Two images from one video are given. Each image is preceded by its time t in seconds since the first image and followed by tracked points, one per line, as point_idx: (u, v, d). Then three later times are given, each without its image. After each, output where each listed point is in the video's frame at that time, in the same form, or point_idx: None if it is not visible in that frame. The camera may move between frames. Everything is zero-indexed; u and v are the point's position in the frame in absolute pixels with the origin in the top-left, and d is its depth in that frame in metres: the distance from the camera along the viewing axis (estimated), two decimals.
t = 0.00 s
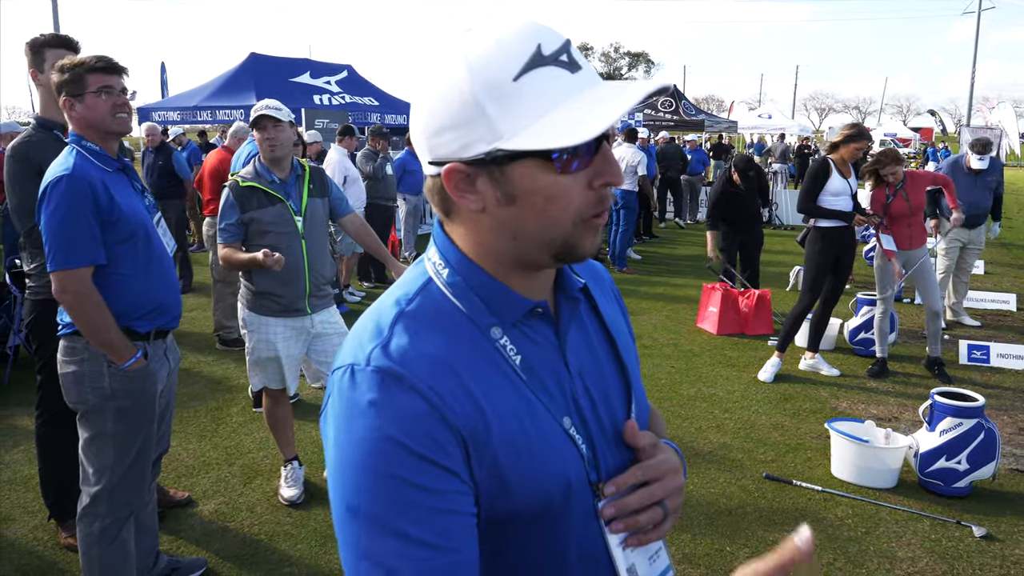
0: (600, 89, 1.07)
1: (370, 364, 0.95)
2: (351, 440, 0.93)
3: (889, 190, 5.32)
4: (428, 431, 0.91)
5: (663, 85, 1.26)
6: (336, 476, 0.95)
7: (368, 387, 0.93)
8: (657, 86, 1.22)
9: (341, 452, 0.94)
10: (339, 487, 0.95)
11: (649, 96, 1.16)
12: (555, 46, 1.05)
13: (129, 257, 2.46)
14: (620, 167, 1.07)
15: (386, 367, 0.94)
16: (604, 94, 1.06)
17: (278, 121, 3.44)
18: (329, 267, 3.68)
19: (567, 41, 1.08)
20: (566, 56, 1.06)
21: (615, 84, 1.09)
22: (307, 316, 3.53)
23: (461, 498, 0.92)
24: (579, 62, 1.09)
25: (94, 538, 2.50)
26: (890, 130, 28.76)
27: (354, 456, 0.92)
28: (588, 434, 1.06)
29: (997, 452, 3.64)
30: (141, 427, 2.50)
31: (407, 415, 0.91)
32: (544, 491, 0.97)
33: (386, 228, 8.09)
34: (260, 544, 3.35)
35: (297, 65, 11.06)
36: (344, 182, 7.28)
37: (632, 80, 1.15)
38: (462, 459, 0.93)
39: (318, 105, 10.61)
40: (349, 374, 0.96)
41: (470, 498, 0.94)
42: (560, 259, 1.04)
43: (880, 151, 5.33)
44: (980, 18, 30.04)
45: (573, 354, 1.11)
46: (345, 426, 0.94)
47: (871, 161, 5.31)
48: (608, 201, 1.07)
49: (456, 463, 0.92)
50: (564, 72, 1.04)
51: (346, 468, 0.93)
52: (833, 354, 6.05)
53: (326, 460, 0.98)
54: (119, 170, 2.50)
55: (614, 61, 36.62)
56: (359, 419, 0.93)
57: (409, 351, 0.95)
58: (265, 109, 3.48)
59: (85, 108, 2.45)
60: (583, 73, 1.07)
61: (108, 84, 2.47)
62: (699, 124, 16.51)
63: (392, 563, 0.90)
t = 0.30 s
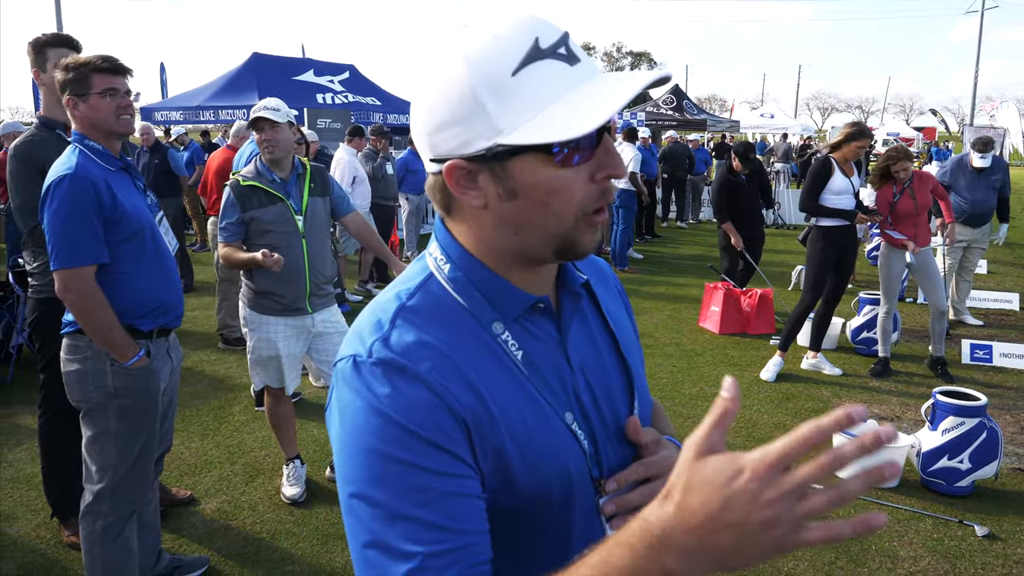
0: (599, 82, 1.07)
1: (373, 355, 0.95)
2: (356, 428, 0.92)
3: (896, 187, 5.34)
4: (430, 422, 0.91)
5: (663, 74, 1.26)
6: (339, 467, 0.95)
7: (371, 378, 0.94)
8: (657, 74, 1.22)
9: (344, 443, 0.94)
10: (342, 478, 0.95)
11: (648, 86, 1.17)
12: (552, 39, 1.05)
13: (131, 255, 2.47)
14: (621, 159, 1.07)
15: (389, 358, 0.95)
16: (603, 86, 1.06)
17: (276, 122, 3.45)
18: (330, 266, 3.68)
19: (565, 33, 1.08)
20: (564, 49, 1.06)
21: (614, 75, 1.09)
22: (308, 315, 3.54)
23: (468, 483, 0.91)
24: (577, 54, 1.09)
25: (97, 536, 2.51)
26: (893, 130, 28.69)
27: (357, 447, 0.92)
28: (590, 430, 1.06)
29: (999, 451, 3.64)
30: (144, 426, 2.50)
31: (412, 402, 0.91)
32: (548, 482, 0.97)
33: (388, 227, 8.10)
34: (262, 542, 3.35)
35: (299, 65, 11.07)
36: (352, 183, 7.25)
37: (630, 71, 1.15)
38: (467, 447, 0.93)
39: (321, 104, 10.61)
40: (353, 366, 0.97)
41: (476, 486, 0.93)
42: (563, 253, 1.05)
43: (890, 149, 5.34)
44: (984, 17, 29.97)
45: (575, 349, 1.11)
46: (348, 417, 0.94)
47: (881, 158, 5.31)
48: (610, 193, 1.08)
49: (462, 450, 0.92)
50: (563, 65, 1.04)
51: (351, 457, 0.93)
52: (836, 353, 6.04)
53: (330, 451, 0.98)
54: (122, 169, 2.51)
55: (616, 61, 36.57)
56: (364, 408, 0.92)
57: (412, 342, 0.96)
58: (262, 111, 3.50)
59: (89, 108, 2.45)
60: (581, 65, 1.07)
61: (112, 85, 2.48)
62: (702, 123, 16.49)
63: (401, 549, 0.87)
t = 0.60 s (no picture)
0: (608, 89, 1.07)
1: (373, 352, 0.96)
2: (356, 426, 0.93)
3: (900, 184, 5.40)
4: (432, 417, 0.92)
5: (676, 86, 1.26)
6: (341, 462, 0.96)
7: (372, 373, 0.94)
8: (672, 88, 1.21)
9: (346, 438, 0.95)
10: (344, 473, 0.95)
11: (659, 97, 1.16)
12: (565, 43, 1.05)
13: (134, 254, 2.47)
14: (627, 166, 1.08)
15: (389, 354, 0.95)
16: (613, 93, 1.06)
17: (277, 122, 3.44)
18: (331, 266, 3.69)
19: (578, 38, 1.09)
20: (576, 54, 1.06)
21: (623, 83, 1.10)
22: (310, 314, 3.55)
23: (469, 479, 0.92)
24: (589, 60, 1.09)
25: (100, 533, 2.51)
26: (895, 130, 28.64)
27: (359, 442, 0.93)
28: (590, 423, 1.07)
29: (1001, 451, 3.64)
30: (147, 424, 2.51)
31: (412, 400, 0.92)
32: (547, 479, 0.97)
33: (389, 227, 8.11)
34: (264, 541, 3.36)
35: (302, 65, 11.09)
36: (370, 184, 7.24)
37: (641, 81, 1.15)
38: (466, 445, 0.94)
39: (323, 104, 10.63)
40: (353, 363, 0.97)
41: (475, 483, 0.94)
42: (565, 255, 1.05)
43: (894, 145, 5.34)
44: (986, 16, 29.94)
45: (575, 344, 1.11)
46: (350, 413, 0.95)
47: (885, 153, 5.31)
48: (613, 199, 1.08)
49: (461, 448, 0.93)
50: (574, 70, 1.05)
51: (351, 455, 0.94)
52: (838, 353, 6.04)
53: (332, 446, 0.98)
54: (124, 167, 2.52)
55: (619, 61, 36.54)
56: (364, 406, 0.93)
57: (412, 339, 0.96)
58: (264, 109, 3.47)
59: (95, 109, 2.46)
60: (592, 71, 1.07)
61: (121, 90, 2.50)
62: (704, 123, 16.47)
63: (400, 547, 0.90)
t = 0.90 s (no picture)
0: (598, 72, 1.08)
1: (375, 347, 0.96)
2: (357, 422, 0.94)
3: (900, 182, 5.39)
4: (432, 412, 0.92)
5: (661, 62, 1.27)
6: (343, 458, 0.96)
7: (374, 368, 0.95)
8: (656, 65, 1.22)
9: (347, 434, 0.95)
10: (345, 469, 0.96)
11: (646, 76, 1.17)
12: (553, 30, 1.06)
13: (134, 254, 2.49)
14: (621, 149, 1.08)
15: (390, 350, 0.96)
16: (602, 76, 1.07)
17: (278, 122, 3.45)
18: (332, 265, 3.70)
19: (564, 26, 1.09)
20: (564, 40, 1.07)
21: (613, 66, 1.10)
22: (310, 313, 3.56)
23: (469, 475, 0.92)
24: (577, 46, 1.10)
25: (101, 531, 2.52)
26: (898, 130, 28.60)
27: (360, 437, 0.93)
28: (590, 420, 1.07)
29: (1001, 450, 3.63)
30: (147, 422, 2.52)
31: (414, 396, 0.92)
32: (547, 475, 0.98)
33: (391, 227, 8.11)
34: (264, 539, 3.37)
35: (304, 65, 11.11)
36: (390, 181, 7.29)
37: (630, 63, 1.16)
38: (467, 440, 0.94)
39: (325, 104, 10.65)
40: (355, 359, 0.98)
41: (475, 480, 0.94)
42: (564, 242, 1.06)
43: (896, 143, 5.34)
44: (989, 16, 29.88)
45: (575, 342, 1.12)
46: (351, 408, 0.95)
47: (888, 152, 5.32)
48: (609, 182, 1.09)
49: (461, 444, 0.93)
50: (563, 56, 1.06)
51: (352, 451, 0.94)
52: (839, 353, 6.03)
53: (333, 443, 0.99)
54: (126, 168, 2.53)
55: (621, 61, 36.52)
56: (366, 401, 0.94)
57: (413, 335, 0.97)
58: (264, 110, 3.48)
59: (113, 116, 2.47)
60: (581, 56, 1.08)
61: (144, 107, 2.52)
62: (706, 123, 16.46)
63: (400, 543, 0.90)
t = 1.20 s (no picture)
0: (596, 78, 1.08)
1: (368, 346, 0.96)
2: (350, 421, 0.94)
3: (899, 182, 5.40)
4: (425, 411, 0.92)
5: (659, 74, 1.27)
6: (336, 457, 0.97)
7: (367, 367, 0.95)
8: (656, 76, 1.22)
9: (340, 433, 0.96)
10: (338, 468, 0.96)
11: (644, 87, 1.17)
12: (553, 34, 1.06)
13: (133, 253, 2.49)
14: (612, 157, 1.09)
15: (384, 349, 0.96)
16: (599, 81, 1.07)
17: (279, 122, 3.45)
18: (333, 264, 3.70)
19: (565, 29, 1.10)
20: (563, 44, 1.07)
21: (611, 72, 1.10)
22: (310, 312, 3.56)
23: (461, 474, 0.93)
24: (576, 51, 1.10)
25: (100, 529, 2.53)
26: (899, 130, 28.59)
27: (352, 436, 0.94)
28: (584, 416, 1.08)
29: (1001, 449, 3.63)
30: (146, 421, 2.52)
31: (405, 395, 0.93)
32: (539, 472, 0.98)
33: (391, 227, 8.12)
34: (265, 538, 3.37)
35: (306, 65, 11.12)
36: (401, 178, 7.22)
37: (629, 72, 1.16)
38: (459, 438, 0.95)
39: (327, 104, 10.66)
40: (347, 358, 0.98)
41: (467, 477, 0.95)
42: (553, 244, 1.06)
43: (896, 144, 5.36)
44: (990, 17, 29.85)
45: (569, 337, 1.12)
46: (344, 407, 0.96)
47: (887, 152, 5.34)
48: (599, 188, 1.09)
49: (453, 443, 0.94)
50: (561, 60, 1.06)
51: (345, 451, 0.95)
52: (839, 352, 6.03)
53: (326, 442, 0.99)
54: (125, 168, 2.53)
55: (623, 61, 36.49)
56: (358, 401, 0.94)
57: (406, 334, 0.97)
58: (265, 111, 3.48)
59: (110, 113, 2.47)
60: (579, 61, 1.08)
61: (140, 102, 2.53)
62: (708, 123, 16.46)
63: (393, 543, 0.91)
